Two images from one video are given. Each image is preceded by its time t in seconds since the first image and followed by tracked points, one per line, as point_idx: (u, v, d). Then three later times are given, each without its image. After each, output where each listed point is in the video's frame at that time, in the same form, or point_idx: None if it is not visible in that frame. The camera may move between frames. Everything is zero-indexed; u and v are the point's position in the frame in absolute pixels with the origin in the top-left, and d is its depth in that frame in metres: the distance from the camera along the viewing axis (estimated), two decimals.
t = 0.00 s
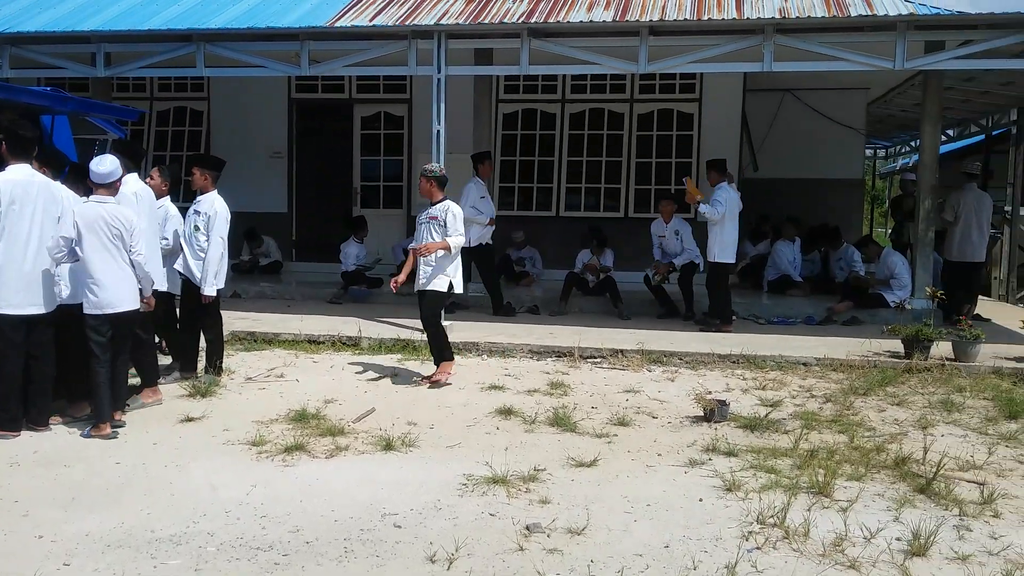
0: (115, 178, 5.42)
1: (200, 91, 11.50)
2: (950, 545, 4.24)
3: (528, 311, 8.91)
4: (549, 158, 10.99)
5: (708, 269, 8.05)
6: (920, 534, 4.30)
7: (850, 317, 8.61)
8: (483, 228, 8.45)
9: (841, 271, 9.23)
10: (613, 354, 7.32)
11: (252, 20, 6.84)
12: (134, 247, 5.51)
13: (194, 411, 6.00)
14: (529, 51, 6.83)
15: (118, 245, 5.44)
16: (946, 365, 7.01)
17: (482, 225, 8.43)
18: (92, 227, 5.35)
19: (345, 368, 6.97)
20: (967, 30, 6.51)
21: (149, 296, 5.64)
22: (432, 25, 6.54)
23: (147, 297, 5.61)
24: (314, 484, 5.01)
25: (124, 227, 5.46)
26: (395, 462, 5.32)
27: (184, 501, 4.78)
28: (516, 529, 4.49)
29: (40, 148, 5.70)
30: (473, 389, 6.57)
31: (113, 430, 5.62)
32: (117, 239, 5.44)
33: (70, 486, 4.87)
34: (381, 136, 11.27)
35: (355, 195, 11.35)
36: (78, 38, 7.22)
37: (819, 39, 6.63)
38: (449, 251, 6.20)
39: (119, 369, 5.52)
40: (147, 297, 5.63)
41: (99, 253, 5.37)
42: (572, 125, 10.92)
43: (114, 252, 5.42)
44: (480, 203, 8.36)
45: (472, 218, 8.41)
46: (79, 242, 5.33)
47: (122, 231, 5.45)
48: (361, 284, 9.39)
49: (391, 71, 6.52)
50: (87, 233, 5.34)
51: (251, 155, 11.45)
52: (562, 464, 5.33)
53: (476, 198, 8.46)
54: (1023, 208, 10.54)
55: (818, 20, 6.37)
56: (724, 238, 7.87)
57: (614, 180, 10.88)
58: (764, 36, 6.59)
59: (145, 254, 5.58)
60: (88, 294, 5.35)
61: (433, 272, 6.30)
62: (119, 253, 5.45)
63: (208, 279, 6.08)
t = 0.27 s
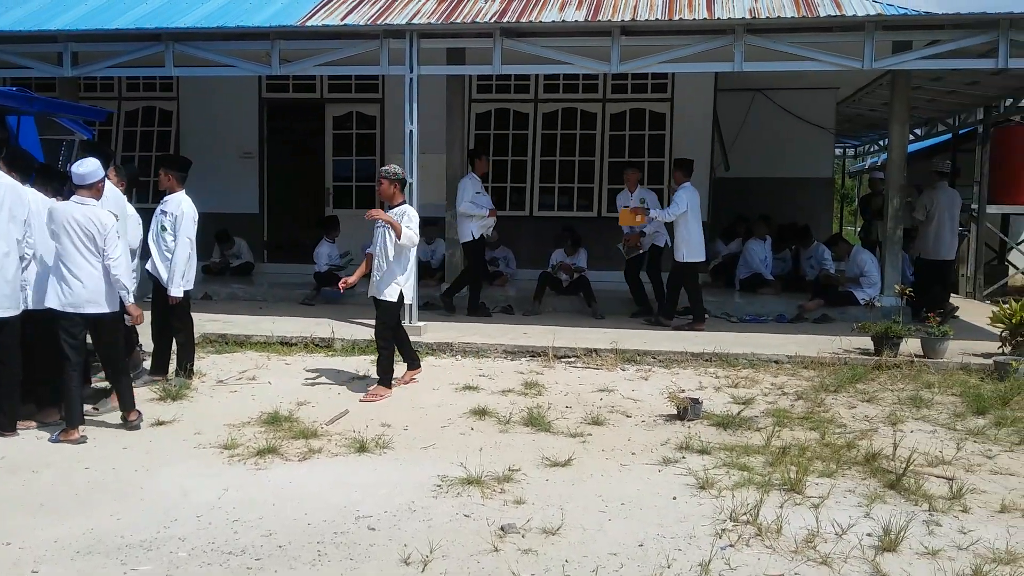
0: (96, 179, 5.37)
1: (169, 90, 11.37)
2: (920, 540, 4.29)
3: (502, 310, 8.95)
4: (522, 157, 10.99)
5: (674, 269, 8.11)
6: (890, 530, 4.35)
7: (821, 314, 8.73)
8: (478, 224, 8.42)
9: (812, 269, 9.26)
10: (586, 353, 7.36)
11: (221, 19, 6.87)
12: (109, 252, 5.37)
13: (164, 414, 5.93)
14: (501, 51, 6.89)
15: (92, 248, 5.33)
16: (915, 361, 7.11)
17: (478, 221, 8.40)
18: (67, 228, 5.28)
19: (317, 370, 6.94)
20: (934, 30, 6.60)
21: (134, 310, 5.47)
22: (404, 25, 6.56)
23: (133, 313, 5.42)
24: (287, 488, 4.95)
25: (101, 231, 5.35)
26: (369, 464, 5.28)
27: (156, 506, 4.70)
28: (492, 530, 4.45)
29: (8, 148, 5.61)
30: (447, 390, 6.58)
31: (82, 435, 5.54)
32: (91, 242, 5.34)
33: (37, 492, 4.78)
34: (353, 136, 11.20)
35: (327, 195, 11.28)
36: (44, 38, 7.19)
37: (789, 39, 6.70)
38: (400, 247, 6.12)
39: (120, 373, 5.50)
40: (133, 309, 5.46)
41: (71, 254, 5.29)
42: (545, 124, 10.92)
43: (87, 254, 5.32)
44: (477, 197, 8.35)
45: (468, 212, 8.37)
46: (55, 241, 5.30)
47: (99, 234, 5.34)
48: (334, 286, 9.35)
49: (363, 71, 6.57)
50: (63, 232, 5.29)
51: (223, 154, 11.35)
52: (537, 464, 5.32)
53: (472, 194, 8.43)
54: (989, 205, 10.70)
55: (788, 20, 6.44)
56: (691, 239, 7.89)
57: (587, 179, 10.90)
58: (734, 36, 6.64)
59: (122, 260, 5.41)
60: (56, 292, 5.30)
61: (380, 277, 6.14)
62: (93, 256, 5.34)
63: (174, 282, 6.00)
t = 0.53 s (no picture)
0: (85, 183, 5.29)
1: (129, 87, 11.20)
2: (884, 534, 4.35)
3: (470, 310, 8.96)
4: (489, 156, 10.98)
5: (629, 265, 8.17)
6: (855, 524, 4.40)
7: (785, 312, 8.82)
8: (465, 227, 8.30)
9: (776, 267, 9.39)
10: (554, 352, 7.39)
11: (182, 15, 6.86)
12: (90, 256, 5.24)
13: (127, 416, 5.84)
14: (467, 49, 6.96)
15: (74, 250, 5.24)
16: (877, 358, 7.23)
17: (466, 223, 8.30)
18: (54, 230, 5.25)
19: (283, 370, 6.89)
20: (894, 31, 6.72)
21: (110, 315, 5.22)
22: (368, 22, 6.65)
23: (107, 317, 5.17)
24: (253, 489, 4.84)
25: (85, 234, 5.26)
26: (336, 464, 5.21)
27: (118, 509, 4.58)
28: (460, 530, 4.40)
29: None
30: (415, 389, 6.57)
31: (42, 438, 5.42)
32: (77, 245, 5.26)
33: None
34: (318, 134, 11.12)
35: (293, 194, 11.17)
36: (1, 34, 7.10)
37: (753, 39, 6.79)
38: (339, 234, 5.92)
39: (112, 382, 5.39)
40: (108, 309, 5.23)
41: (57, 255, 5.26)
42: (512, 123, 10.92)
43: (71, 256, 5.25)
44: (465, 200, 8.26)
45: (456, 215, 8.27)
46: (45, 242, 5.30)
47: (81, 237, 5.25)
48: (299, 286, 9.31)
49: (328, 68, 6.62)
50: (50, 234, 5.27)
51: (186, 153, 11.21)
52: (506, 463, 5.29)
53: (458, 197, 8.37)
54: (949, 204, 10.94)
55: (752, 21, 6.52)
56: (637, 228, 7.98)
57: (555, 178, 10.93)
58: (699, 36, 6.75)
59: (102, 266, 5.24)
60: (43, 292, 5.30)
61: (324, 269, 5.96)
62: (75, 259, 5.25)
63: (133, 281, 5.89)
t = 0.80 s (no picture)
0: (87, 179, 5.40)
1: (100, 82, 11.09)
2: (853, 524, 4.40)
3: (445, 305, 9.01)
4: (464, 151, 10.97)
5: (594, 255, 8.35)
6: (825, 515, 4.45)
7: (758, 305, 8.87)
8: (461, 223, 8.32)
9: (750, 261, 9.55)
10: (530, 347, 7.42)
11: (152, 9, 6.88)
12: (101, 248, 5.34)
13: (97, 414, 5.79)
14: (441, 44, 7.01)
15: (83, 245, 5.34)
16: (848, 351, 7.30)
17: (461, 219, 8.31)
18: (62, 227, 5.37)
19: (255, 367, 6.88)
20: (865, 27, 6.79)
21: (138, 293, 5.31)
22: (341, 16, 6.69)
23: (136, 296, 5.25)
24: (224, 486, 4.78)
25: (92, 228, 5.36)
26: (309, 460, 5.18)
27: (88, 507, 4.51)
28: (434, 524, 4.38)
29: None
30: (389, 384, 6.57)
31: (11, 437, 5.37)
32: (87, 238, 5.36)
33: None
34: (291, 129, 11.08)
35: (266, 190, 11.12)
36: None
37: (726, 35, 6.84)
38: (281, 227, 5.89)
39: (91, 375, 5.35)
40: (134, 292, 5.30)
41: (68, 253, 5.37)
42: (486, 118, 10.92)
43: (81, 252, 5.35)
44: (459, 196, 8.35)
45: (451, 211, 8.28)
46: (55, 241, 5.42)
47: (89, 232, 5.35)
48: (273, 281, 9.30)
49: (300, 62, 6.67)
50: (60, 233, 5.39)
51: (159, 148, 11.12)
52: (480, 457, 5.27)
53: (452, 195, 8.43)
54: (919, 198, 11.10)
55: (725, 16, 6.57)
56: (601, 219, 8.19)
57: (530, 173, 10.94)
58: (672, 31, 6.78)
59: (115, 254, 5.35)
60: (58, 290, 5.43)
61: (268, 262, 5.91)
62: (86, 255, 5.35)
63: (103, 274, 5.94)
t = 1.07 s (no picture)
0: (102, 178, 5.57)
1: (78, 77, 10.98)
2: (835, 518, 4.43)
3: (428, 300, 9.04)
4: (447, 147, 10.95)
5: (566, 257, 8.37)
6: (807, 509, 4.48)
7: (740, 301, 8.91)
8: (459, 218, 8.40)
9: (731, 256, 9.58)
10: (513, 342, 7.43)
11: (130, 5, 6.86)
12: (115, 245, 5.54)
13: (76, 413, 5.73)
14: (422, 39, 7.01)
15: (95, 240, 5.50)
16: (830, 345, 7.36)
17: (460, 214, 8.40)
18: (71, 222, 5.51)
19: (236, 364, 6.87)
20: (845, 22, 6.84)
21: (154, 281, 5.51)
22: (321, 11, 6.68)
23: (150, 281, 5.36)
24: (205, 485, 4.74)
25: (103, 225, 5.53)
26: (291, 457, 5.16)
27: (67, 507, 4.46)
28: (417, 521, 4.37)
29: None
30: (372, 381, 6.55)
31: None
32: (99, 234, 5.51)
33: None
34: (272, 125, 11.02)
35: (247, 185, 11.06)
36: None
37: (707, 30, 6.87)
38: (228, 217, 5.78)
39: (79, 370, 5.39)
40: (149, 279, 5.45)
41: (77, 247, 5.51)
42: (468, 114, 10.89)
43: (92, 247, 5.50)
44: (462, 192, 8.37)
45: (450, 206, 8.36)
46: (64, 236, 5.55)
47: (101, 228, 5.51)
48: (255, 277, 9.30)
49: (281, 58, 6.65)
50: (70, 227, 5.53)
51: (138, 144, 11.03)
52: (463, 454, 5.27)
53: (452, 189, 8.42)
54: (898, 192, 11.18)
55: (706, 12, 6.60)
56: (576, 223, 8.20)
57: (513, 169, 10.94)
58: (653, 26, 6.80)
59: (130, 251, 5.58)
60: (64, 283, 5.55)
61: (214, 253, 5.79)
62: (96, 250, 5.51)
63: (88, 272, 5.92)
